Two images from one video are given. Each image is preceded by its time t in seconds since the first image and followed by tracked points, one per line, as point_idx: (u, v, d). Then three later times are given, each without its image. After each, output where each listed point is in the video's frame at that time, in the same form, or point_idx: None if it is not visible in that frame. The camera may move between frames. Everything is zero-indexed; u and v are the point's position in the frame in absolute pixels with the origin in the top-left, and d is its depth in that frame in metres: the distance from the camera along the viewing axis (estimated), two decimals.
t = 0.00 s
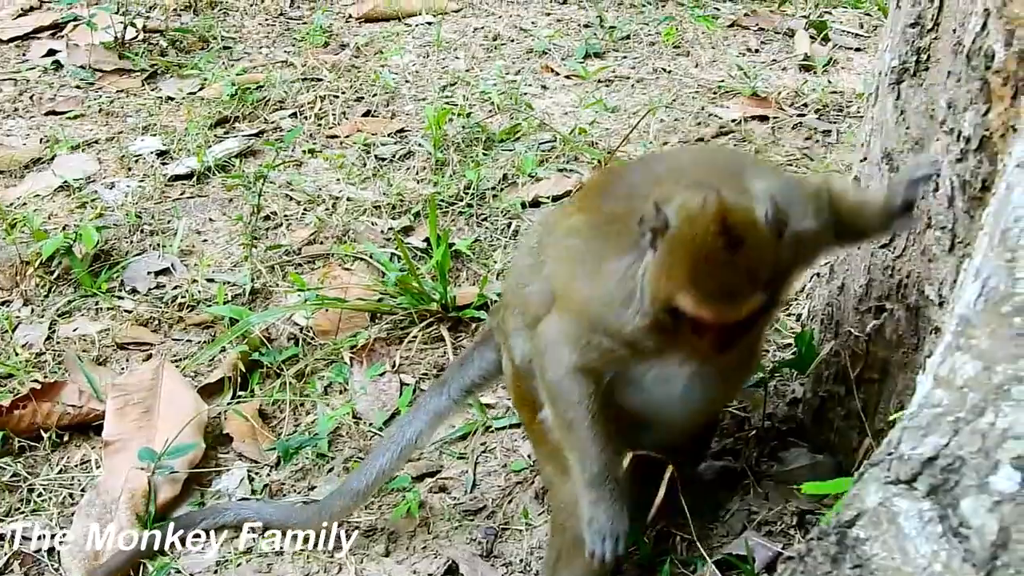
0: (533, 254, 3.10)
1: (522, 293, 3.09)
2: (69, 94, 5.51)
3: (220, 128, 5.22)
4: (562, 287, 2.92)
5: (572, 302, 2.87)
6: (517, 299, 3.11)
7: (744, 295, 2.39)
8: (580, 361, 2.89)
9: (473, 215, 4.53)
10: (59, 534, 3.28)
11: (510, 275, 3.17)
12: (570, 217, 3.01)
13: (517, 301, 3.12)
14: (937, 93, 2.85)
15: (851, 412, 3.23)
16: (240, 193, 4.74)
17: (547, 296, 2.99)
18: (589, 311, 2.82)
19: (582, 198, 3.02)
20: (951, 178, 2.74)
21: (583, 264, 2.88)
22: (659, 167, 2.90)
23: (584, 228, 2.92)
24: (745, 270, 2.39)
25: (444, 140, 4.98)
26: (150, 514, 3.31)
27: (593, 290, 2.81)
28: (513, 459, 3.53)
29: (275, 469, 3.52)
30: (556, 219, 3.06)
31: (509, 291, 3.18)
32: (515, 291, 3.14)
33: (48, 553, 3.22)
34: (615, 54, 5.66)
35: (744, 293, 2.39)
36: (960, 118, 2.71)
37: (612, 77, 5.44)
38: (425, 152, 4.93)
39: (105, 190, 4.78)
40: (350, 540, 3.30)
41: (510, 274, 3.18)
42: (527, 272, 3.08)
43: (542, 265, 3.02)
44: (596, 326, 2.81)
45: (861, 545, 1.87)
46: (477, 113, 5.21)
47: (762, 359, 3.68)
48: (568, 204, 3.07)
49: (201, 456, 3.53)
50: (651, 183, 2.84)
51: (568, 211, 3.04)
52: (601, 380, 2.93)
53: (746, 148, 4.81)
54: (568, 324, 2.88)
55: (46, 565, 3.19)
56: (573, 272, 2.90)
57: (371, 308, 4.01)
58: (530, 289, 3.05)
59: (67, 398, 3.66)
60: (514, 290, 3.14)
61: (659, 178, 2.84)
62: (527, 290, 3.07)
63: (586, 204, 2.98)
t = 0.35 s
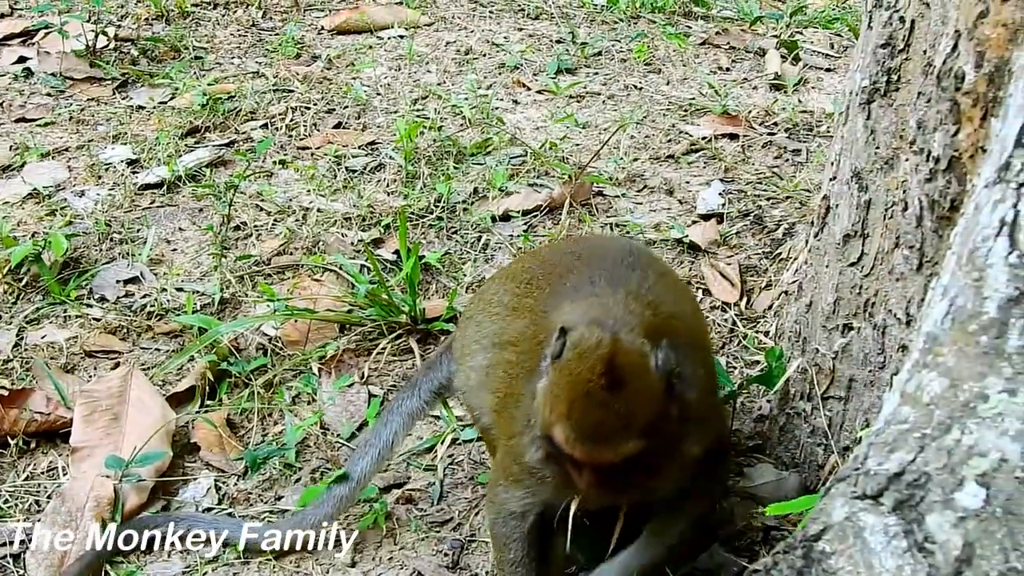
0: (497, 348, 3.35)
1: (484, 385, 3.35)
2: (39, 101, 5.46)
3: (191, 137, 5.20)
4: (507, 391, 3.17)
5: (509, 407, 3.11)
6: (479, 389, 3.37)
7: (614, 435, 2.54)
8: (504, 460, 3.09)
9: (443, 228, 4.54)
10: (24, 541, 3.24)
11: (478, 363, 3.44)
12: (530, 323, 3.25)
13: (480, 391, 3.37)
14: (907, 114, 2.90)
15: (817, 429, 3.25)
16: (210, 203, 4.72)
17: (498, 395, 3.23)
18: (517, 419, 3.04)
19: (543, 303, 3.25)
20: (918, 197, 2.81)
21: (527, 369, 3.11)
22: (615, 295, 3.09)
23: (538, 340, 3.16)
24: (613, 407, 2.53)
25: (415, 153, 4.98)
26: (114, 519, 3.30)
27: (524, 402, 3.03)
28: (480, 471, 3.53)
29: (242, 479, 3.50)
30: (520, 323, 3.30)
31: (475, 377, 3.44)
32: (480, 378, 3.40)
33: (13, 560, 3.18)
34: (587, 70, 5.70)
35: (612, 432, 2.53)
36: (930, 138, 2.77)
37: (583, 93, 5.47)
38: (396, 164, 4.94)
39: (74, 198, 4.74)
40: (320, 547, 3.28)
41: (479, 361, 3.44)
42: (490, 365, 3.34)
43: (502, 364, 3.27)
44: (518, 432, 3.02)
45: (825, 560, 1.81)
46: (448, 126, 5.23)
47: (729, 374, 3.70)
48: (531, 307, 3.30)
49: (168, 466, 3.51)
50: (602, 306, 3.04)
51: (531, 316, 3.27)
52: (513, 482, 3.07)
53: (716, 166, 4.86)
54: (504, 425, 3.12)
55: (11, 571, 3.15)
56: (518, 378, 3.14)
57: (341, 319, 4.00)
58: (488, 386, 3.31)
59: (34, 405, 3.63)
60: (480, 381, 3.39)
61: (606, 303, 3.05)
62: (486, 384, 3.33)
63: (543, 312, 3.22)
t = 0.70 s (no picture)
0: (468, 357, 3.37)
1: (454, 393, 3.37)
2: (25, 89, 5.42)
3: (178, 127, 5.17)
4: (464, 404, 3.20)
5: (468, 419, 3.13)
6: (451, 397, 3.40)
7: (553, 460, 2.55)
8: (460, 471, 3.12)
9: (428, 221, 4.53)
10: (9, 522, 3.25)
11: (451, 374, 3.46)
12: (496, 337, 3.27)
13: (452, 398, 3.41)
14: (895, 113, 2.91)
15: (799, 424, 3.26)
16: (196, 192, 4.70)
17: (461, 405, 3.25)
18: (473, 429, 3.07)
19: (512, 318, 3.27)
20: (906, 193, 2.83)
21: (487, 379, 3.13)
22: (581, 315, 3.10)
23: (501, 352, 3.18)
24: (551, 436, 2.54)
25: (401, 146, 4.98)
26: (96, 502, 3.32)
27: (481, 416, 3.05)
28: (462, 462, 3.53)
29: (225, 465, 3.52)
30: (489, 336, 3.32)
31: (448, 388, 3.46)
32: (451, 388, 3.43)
33: None
34: (573, 67, 5.70)
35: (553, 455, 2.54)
36: (918, 134, 2.79)
37: (569, 90, 5.48)
38: (382, 157, 4.93)
39: (60, 185, 4.71)
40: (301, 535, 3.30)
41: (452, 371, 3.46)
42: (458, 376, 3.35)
43: (469, 374, 3.29)
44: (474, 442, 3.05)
45: (811, 545, 1.78)
46: (434, 119, 5.22)
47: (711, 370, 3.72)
48: (500, 321, 3.32)
49: (151, 450, 3.53)
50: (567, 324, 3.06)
51: (498, 330, 3.28)
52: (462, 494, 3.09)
53: (701, 165, 4.86)
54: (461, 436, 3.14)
55: None
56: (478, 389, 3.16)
57: (326, 308, 4.00)
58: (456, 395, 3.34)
59: (18, 388, 3.61)
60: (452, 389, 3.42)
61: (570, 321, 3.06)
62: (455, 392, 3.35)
63: (510, 327, 3.24)
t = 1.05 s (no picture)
0: (448, 298, 3.25)
1: (437, 330, 3.25)
2: (25, 14, 5.41)
3: (178, 51, 5.14)
4: (458, 336, 3.09)
5: (468, 349, 3.03)
6: (433, 336, 3.28)
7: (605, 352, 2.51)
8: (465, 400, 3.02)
9: (430, 145, 4.51)
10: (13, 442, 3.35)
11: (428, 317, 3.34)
12: (482, 269, 3.16)
13: (433, 337, 3.28)
14: (902, 33, 2.87)
15: (801, 347, 3.26)
16: (197, 115, 4.67)
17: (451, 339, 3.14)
18: (479, 357, 2.97)
19: (499, 248, 3.18)
20: (913, 113, 2.80)
21: (481, 310, 3.03)
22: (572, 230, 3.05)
23: (492, 282, 3.07)
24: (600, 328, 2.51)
25: (402, 71, 4.92)
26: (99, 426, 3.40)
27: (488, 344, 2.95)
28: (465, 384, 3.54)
29: (229, 387, 3.54)
30: (470, 272, 3.21)
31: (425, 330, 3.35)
32: (431, 328, 3.31)
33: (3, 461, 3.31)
34: None
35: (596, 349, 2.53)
36: (926, 53, 2.76)
37: (571, 16, 5.40)
38: (383, 82, 4.88)
39: (61, 109, 4.72)
40: (304, 457, 3.36)
41: (429, 311, 3.35)
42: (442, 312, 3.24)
43: (455, 311, 3.17)
44: (482, 368, 2.95)
45: (817, 457, 1.72)
46: (436, 45, 5.16)
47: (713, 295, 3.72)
48: (485, 250, 3.24)
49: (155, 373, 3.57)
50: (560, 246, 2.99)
51: (485, 259, 3.19)
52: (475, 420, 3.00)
53: (702, 92, 4.80)
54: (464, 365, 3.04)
55: None
56: (472, 319, 3.05)
57: (327, 232, 4.00)
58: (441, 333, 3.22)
59: (22, 309, 3.68)
60: (433, 329, 3.30)
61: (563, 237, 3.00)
62: (439, 329, 3.23)
63: (497, 258, 3.14)
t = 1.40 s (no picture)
0: (441, 309, 3.07)
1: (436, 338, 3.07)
2: None
3: (180, 23, 5.13)
4: (479, 333, 2.95)
5: (498, 336, 2.91)
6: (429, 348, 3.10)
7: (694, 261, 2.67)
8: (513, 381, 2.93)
9: (433, 116, 4.50)
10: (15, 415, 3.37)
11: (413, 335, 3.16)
12: (472, 269, 3.03)
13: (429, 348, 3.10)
14: (905, 4, 2.86)
15: (803, 319, 3.27)
16: (200, 86, 4.67)
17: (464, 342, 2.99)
18: (520, 341, 2.88)
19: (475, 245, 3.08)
20: (917, 84, 2.80)
21: (496, 302, 2.92)
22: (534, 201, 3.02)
23: (493, 275, 2.96)
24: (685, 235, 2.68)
25: (405, 43, 4.90)
26: (100, 397, 3.42)
27: (522, 326, 2.86)
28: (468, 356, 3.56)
29: (233, 358, 3.57)
30: (456, 276, 3.07)
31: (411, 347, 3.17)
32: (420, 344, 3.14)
33: (5, 433, 3.33)
34: None
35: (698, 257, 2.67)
36: (930, 25, 2.75)
37: None
38: (385, 53, 4.86)
39: (63, 80, 4.72)
40: (308, 429, 3.37)
41: (414, 326, 3.18)
42: (439, 322, 3.07)
43: (457, 316, 3.02)
44: (527, 347, 2.88)
45: (823, 429, 1.74)
46: (438, 16, 5.14)
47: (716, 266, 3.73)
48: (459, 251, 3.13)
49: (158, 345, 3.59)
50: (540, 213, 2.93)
51: (465, 258, 3.08)
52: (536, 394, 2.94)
53: (705, 63, 4.77)
54: (499, 357, 2.92)
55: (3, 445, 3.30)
56: (487, 312, 2.94)
57: (331, 204, 4.00)
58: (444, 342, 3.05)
59: (26, 281, 3.69)
60: (425, 345, 3.11)
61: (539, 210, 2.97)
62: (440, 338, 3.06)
63: (481, 255, 3.03)
